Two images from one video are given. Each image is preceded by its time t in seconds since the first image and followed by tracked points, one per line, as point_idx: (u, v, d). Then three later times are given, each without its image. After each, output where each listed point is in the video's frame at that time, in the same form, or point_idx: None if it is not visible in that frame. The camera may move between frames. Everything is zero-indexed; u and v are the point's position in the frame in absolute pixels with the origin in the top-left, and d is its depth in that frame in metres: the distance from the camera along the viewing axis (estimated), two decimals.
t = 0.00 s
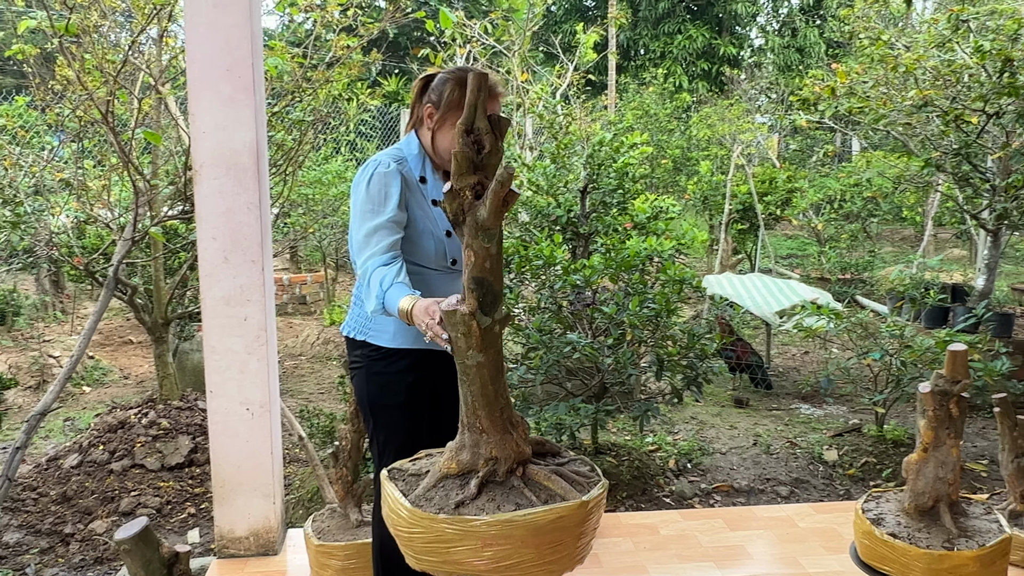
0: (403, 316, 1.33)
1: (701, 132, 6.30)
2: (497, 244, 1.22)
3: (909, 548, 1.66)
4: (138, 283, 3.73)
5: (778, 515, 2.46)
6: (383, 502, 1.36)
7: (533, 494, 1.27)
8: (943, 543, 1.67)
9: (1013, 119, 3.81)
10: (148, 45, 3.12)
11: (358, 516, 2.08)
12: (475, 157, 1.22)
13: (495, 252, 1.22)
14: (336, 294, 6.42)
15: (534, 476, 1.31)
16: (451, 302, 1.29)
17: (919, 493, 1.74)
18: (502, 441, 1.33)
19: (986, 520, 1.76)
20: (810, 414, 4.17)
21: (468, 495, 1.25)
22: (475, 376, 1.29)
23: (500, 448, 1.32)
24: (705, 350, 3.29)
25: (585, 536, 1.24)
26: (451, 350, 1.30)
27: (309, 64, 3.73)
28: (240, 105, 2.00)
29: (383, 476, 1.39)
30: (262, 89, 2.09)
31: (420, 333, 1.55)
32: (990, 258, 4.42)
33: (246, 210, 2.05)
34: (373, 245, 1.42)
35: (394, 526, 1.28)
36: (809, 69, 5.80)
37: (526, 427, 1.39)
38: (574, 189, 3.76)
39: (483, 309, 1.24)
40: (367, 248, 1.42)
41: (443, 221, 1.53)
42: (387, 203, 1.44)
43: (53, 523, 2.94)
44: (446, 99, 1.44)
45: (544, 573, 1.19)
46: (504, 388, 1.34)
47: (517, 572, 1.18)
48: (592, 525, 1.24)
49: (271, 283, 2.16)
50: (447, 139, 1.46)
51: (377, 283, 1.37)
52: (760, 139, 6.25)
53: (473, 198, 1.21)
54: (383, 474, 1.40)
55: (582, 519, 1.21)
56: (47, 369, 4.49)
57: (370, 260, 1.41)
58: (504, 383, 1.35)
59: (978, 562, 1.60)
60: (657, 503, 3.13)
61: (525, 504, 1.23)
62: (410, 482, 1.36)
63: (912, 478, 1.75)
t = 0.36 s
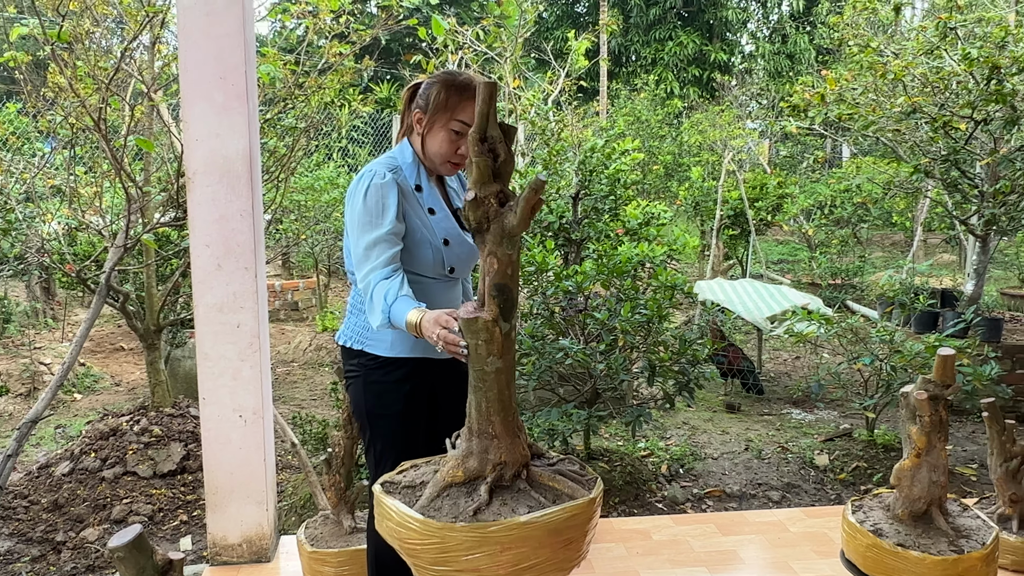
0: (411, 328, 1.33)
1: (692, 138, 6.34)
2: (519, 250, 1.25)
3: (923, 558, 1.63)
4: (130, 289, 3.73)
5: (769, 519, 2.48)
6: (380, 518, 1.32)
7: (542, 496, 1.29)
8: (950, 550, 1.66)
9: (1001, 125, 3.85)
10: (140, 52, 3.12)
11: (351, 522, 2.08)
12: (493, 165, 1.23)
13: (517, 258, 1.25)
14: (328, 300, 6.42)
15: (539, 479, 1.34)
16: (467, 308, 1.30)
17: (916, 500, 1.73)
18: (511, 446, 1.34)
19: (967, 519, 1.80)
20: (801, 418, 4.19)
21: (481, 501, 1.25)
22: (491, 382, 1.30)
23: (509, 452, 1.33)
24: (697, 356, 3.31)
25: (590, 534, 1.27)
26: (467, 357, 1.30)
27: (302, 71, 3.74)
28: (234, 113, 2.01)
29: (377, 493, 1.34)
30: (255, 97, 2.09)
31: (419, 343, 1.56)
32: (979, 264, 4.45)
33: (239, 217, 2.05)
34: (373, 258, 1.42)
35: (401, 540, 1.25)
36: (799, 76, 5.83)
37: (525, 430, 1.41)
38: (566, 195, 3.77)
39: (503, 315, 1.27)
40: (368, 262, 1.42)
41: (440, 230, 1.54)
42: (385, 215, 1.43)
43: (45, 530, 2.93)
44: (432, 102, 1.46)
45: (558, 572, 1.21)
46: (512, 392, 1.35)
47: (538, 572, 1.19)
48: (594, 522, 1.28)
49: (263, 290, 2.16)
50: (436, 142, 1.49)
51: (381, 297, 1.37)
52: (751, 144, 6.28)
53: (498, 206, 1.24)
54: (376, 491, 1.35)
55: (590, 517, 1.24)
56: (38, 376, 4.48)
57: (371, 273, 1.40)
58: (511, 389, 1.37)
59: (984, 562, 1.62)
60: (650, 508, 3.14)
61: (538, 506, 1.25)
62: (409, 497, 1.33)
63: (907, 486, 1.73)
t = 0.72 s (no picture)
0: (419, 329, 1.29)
1: (684, 144, 6.35)
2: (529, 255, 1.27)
3: (938, 566, 1.57)
4: (118, 297, 3.70)
5: (760, 527, 2.46)
6: (372, 537, 1.28)
7: (538, 501, 1.32)
8: (957, 557, 1.61)
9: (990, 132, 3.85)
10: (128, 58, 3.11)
11: (338, 532, 2.05)
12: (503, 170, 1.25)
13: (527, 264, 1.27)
14: (319, 306, 6.40)
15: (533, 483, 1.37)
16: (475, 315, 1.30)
17: (914, 508, 1.68)
18: (512, 453, 1.34)
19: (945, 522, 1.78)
20: (793, 425, 4.18)
21: (482, 512, 1.25)
22: (498, 391, 1.31)
23: (509, 459, 1.34)
24: (688, 363, 3.30)
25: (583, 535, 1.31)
26: (478, 364, 1.30)
27: (292, 77, 3.73)
28: (219, 119, 1.99)
29: (366, 513, 1.30)
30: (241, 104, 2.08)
31: (412, 355, 1.54)
32: (970, 270, 4.46)
33: (224, 224, 2.04)
34: (370, 271, 1.38)
35: (401, 557, 1.23)
36: (790, 83, 5.85)
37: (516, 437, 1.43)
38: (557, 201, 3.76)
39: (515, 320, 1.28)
40: (362, 277, 1.38)
41: (432, 243, 1.51)
42: (377, 231, 1.39)
43: (29, 540, 2.90)
44: (423, 106, 1.47)
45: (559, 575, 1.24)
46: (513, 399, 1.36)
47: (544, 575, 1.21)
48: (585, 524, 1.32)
49: (249, 298, 2.15)
50: (429, 145, 1.49)
51: (382, 307, 1.33)
52: (743, 151, 6.29)
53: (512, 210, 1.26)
54: (365, 511, 1.31)
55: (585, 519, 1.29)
56: (25, 385, 4.45)
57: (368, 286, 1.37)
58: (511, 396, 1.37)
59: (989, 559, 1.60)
60: (641, 515, 3.13)
61: (535, 512, 1.27)
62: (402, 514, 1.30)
63: (902, 496, 1.68)
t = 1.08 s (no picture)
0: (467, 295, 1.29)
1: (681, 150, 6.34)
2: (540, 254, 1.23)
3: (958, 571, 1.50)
4: (111, 302, 3.69)
5: (756, 533, 2.45)
6: (374, 550, 1.24)
7: (537, 504, 1.32)
8: (969, 560, 1.56)
9: (986, 137, 3.85)
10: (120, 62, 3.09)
11: (330, 538, 2.01)
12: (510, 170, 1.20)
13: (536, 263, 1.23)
14: (314, 312, 6.38)
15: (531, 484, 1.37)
16: (485, 316, 1.25)
17: (917, 512, 1.60)
18: (515, 455, 1.32)
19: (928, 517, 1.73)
20: (790, 430, 4.17)
21: (489, 517, 1.23)
22: (507, 395, 1.28)
23: (511, 461, 1.32)
24: (684, 368, 3.29)
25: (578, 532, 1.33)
26: (490, 367, 1.26)
27: (286, 81, 3.72)
28: (211, 122, 1.98)
29: (367, 527, 1.25)
30: (233, 107, 2.07)
31: (422, 351, 1.53)
32: (966, 274, 4.45)
33: (216, 228, 2.02)
34: (394, 258, 1.38)
35: (409, 568, 1.20)
36: (786, 88, 5.84)
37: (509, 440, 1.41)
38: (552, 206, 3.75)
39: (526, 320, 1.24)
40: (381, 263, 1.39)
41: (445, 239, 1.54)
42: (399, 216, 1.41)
43: (20, 547, 2.87)
44: (430, 108, 1.51)
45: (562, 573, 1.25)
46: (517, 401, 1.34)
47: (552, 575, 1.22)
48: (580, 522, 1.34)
49: (240, 303, 2.13)
50: (440, 144, 1.52)
51: (426, 282, 1.31)
52: (739, 156, 6.29)
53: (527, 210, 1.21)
54: (364, 525, 1.26)
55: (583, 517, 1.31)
56: (18, 391, 4.42)
57: (395, 271, 1.36)
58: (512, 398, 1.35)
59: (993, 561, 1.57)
60: (637, 521, 3.11)
61: (537, 514, 1.27)
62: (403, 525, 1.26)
63: (906, 503, 1.59)
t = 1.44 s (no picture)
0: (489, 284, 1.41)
1: (684, 153, 6.33)
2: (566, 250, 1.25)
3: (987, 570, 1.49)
4: (112, 304, 3.68)
5: (762, 537, 2.43)
6: (393, 560, 1.21)
7: (549, 500, 1.35)
8: (985, 556, 1.56)
9: (990, 139, 3.83)
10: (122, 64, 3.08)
11: (332, 542, 1.91)
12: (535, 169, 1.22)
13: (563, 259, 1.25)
14: (315, 315, 6.36)
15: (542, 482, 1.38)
16: (511, 314, 1.25)
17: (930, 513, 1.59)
18: (531, 454, 1.32)
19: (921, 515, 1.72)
20: (794, 434, 4.14)
21: (511, 516, 1.24)
22: (531, 394, 1.27)
23: (528, 460, 1.32)
24: (688, 371, 3.28)
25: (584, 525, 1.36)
26: (517, 365, 1.24)
27: (288, 83, 3.71)
28: (213, 122, 1.96)
29: (384, 536, 1.22)
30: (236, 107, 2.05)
31: (445, 342, 1.72)
32: (971, 277, 4.44)
33: (218, 229, 2.01)
34: (429, 240, 1.53)
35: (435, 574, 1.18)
36: (789, 91, 5.83)
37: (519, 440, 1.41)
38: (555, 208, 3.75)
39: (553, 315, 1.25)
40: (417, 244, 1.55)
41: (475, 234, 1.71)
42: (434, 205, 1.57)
43: (19, 551, 2.85)
44: (470, 108, 1.67)
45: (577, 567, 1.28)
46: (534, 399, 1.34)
47: (572, 569, 1.26)
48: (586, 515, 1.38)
49: (243, 304, 2.12)
50: (478, 142, 1.68)
51: (457, 259, 1.44)
52: (741, 159, 6.27)
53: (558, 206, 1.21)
54: (381, 535, 1.22)
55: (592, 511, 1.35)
56: (19, 394, 4.41)
57: (429, 251, 1.51)
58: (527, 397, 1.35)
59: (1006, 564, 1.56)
60: (641, 526, 3.09)
61: (553, 511, 1.29)
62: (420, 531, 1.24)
63: (926, 506, 1.56)
